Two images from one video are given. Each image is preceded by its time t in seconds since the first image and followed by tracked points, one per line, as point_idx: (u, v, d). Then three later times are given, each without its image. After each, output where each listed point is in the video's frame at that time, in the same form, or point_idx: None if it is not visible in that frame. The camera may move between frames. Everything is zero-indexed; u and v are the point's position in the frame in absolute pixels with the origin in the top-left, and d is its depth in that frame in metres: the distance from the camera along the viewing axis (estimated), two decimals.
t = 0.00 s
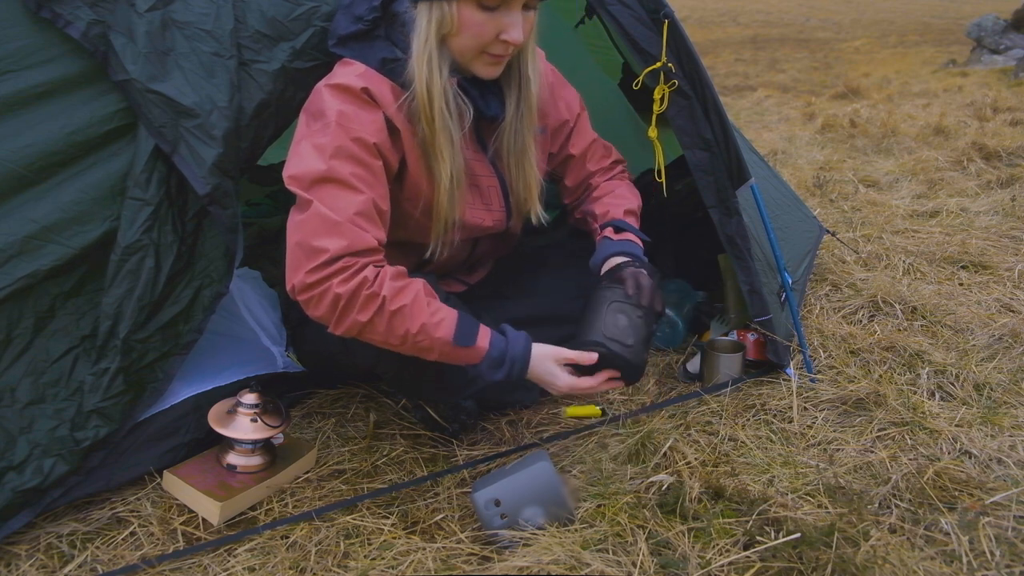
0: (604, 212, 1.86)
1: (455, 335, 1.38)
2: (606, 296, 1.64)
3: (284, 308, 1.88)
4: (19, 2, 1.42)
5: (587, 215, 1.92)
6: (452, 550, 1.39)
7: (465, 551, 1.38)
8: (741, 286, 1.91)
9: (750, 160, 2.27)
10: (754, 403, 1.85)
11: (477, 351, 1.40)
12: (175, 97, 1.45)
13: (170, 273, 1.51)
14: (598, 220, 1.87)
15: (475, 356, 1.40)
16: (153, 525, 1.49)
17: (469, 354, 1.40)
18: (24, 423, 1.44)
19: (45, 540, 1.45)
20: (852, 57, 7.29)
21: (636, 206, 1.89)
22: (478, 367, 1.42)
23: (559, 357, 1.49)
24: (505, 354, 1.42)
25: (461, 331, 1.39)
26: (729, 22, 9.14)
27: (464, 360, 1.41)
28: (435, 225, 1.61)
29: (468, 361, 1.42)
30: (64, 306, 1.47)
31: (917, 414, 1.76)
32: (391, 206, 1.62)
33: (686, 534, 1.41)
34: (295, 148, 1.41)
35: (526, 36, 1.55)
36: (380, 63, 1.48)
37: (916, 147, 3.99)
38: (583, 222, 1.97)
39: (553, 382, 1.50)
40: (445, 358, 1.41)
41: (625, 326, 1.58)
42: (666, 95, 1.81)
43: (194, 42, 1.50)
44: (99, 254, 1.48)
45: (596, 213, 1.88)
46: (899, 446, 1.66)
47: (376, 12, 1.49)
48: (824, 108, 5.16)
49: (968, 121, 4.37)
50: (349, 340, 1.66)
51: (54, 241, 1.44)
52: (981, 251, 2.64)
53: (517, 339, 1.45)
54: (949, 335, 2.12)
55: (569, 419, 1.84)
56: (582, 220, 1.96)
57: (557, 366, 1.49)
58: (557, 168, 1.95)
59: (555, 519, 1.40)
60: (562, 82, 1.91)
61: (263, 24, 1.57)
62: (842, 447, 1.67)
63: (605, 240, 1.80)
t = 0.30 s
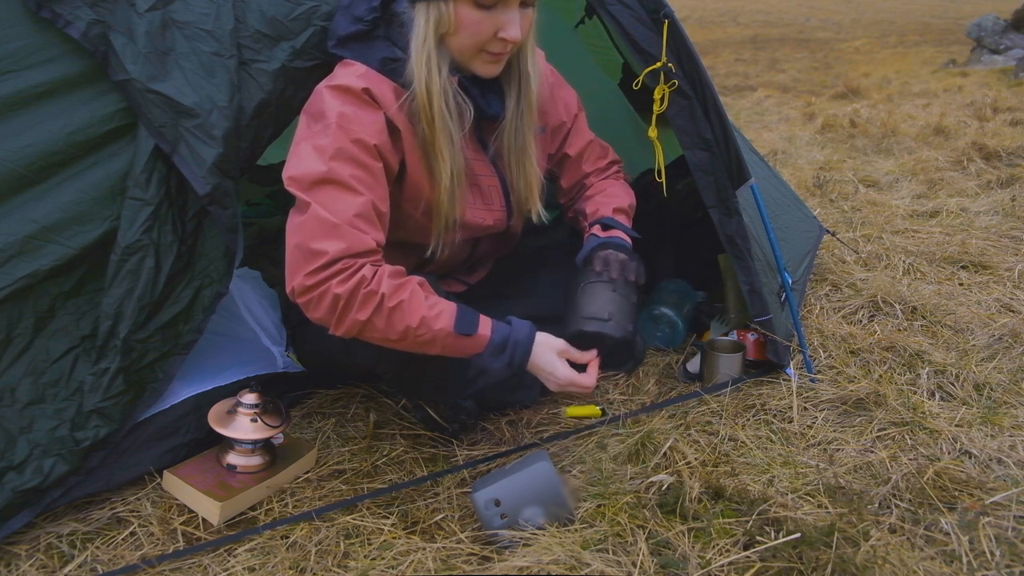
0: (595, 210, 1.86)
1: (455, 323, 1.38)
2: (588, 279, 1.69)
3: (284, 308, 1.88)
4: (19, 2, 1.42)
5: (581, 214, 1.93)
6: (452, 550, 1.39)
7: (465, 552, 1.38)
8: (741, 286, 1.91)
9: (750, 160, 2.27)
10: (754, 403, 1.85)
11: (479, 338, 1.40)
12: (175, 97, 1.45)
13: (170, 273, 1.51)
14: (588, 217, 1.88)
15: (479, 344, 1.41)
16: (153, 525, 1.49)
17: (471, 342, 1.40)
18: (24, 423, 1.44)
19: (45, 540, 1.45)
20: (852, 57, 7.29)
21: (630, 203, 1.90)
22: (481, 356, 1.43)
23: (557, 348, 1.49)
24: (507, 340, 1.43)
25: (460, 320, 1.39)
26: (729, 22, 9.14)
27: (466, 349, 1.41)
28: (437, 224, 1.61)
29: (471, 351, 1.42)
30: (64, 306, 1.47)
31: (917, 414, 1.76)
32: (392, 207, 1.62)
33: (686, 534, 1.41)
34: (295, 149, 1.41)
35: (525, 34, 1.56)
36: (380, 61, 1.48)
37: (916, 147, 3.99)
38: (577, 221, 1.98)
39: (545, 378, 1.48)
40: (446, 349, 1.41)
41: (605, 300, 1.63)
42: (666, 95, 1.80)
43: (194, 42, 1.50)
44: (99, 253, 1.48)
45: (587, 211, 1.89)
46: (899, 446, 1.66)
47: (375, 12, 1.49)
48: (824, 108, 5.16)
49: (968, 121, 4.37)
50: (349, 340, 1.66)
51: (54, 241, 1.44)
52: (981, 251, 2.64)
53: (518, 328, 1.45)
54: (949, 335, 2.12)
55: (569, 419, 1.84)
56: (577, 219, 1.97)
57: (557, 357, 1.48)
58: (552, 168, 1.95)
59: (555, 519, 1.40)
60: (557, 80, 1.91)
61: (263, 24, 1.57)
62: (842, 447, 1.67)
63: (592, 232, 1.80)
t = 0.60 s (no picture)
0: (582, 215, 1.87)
1: (447, 314, 1.36)
2: (602, 264, 1.68)
3: (284, 308, 1.87)
4: (19, 2, 1.42)
5: (567, 216, 1.92)
6: (452, 550, 1.39)
7: (465, 552, 1.38)
8: (741, 286, 1.90)
9: (750, 160, 2.27)
10: (753, 403, 1.85)
11: (471, 328, 1.36)
12: (175, 97, 1.45)
13: (170, 273, 1.52)
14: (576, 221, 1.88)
15: (473, 334, 1.37)
16: (153, 525, 1.49)
17: (464, 332, 1.37)
18: (24, 423, 1.44)
19: (45, 540, 1.45)
20: (852, 57, 7.29)
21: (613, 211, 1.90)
22: (476, 348, 1.38)
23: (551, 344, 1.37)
24: (501, 326, 1.37)
25: (453, 310, 1.36)
26: (729, 22, 9.14)
27: (459, 343, 1.38)
28: (433, 224, 1.61)
29: (464, 344, 1.38)
30: (64, 306, 1.47)
31: (917, 414, 1.76)
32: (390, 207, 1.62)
33: (686, 533, 1.41)
34: (292, 149, 1.41)
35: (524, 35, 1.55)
36: (379, 61, 1.48)
37: (916, 147, 3.99)
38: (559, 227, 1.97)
39: (528, 368, 1.38)
40: (440, 343, 1.38)
41: (622, 285, 1.64)
42: (666, 95, 1.80)
43: (194, 42, 1.50)
44: (99, 254, 1.49)
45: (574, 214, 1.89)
46: (899, 446, 1.66)
47: (374, 10, 1.49)
48: (824, 108, 5.16)
49: (967, 121, 4.37)
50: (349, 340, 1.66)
51: (54, 241, 1.44)
52: (981, 251, 2.64)
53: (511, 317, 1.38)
54: (949, 335, 2.12)
55: (569, 419, 1.84)
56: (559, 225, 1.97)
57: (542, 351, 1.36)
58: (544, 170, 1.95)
59: (555, 519, 1.40)
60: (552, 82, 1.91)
61: (263, 24, 1.57)
62: (842, 447, 1.67)
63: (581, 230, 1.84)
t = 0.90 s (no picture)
0: (562, 215, 1.89)
1: (446, 304, 1.36)
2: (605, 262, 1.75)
3: (284, 308, 1.88)
4: (19, 2, 1.42)
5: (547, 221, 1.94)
6: (452, 550, 1.39)
7: (465, 552, 1.38)
8: (741, 285, 1.90)
9: (750, 160, 2.27)
10: (754, 403, 1.85)
11: (471, 318, 1.37)
12: (175, 96, 1.45)
13: (170, 273, 1.52)
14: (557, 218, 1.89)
15: (472, 325, 1.37)
16: (153, 525, 1.49)
17: (463, 322, 1.37)
18: (24, 423, 1.44)
19: (45, 540, 1.45)
20: (852, 58, 7.29)
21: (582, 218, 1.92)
22: (475, 339, 1.38)
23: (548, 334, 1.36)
24: (501, 314, 1.38)
25: (453, 300, 1.36)
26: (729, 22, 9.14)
27: (459, 334, 1.38)
28: (429, 225, 1.61)
29: (463, 336, 1.38)
30: (64, 306, 1.47)
31: (917, 414, 1.76)
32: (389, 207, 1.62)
33: (686, 534, 1.41)
34: (290, 148, 1.41)
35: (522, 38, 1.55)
36: (378, 61, 1.48)
37: (915, 147, 3.99)
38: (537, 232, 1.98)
39: (528, 355, 1.37)
40: (440, 334, 1.38)
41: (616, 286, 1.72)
42: (666, 95, 1.80)
43: (194, 42, 1.50)
44: (99, 254, 1.49)
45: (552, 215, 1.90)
46: (899, 446, 1.66)
47: (373, 9, 1.50)
48: (824, 108, 5.16)
49: (967, 121, 4.37)
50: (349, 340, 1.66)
51: (54, 241, 1.44)
52: (981, 251, 2.64)
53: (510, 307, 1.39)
54: (949, 335, 2.12)
55: (569, 419, 1.84)
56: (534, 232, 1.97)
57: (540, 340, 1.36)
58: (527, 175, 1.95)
59: (555, 519, 1.40)
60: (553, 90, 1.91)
61: (263, 24, 1.57)
62: (842, 447, 1.67)
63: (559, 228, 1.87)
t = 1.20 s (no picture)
0: (549, 221, 1.89)
1: (442, 309, 1.35)
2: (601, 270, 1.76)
3: (284, 308, 1.88)
4: (19, 2, 1.42)
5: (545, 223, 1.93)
6: (452, 550, 1.39)
7: (465, 552, 1.38)
8: (741, 286, 1.91)
9: (750, 160, 2.27)
10: (754, 403, 1.85)
11: (467, 325, 1.36)
12: (175, 96, 1.45)
13: (170, 273, 1.52)
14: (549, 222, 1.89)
15: (469, 331, 1.36)
16: (153, 525, 1.49)
17: (460, 328, 1.36)
18: (24, 423, 1.44)
19: (45, 540, 1.45)
20: (852, 58, 7.29)
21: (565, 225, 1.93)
22: (471, 346, 1.37)
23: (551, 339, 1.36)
24: (499, 324, 1.36)
25: (449, 306, 1.36)
26: (729, 22, 9.14)
27: (456, 339, 1.37)
28: (427, 225, 1.61)
29: (460, 342, 1.38)
30: (64, 306, 1.47)
31: (917, 414, 1.76)
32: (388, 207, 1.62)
33: (686, 534, 1.41)
34: (288, 147, 1.41)
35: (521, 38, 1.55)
36: (377, 61, 1.48)
37: (916, 147, 3.99)
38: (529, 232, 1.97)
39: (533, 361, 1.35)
40: (436, 340, 1.37)
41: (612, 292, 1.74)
42: (666, 95, 1.80)
43: (194, 42, 1.50)
44: (99, 254, 1.49)
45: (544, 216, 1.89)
46: (899, 446, 1.66)
47: (371, 8, 1.51)
48: (824, 108, 5.16)
49: (968, 121, 4.37)
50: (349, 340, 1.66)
51: (54, 241, 1.44)
52: (981, 251, 2.64)
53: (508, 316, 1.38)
54: (949, 335, 2.12)
55: (569, 419, 1.84)
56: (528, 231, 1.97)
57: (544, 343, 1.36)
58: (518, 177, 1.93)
59: (555, 519, 1.40)
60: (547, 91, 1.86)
61: (263, 24, 1.57)
62: (842, 447, 1.67)
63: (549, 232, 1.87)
